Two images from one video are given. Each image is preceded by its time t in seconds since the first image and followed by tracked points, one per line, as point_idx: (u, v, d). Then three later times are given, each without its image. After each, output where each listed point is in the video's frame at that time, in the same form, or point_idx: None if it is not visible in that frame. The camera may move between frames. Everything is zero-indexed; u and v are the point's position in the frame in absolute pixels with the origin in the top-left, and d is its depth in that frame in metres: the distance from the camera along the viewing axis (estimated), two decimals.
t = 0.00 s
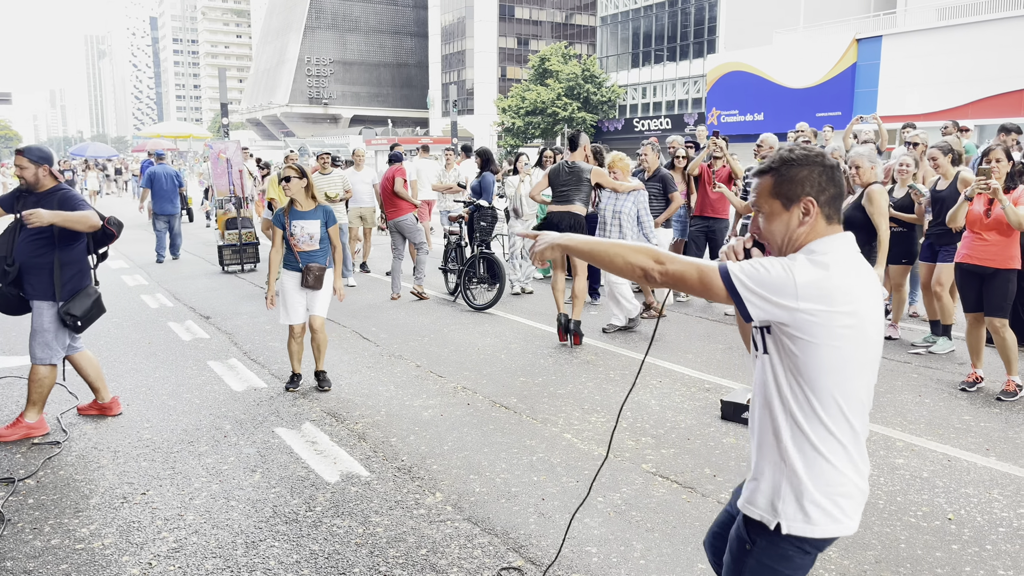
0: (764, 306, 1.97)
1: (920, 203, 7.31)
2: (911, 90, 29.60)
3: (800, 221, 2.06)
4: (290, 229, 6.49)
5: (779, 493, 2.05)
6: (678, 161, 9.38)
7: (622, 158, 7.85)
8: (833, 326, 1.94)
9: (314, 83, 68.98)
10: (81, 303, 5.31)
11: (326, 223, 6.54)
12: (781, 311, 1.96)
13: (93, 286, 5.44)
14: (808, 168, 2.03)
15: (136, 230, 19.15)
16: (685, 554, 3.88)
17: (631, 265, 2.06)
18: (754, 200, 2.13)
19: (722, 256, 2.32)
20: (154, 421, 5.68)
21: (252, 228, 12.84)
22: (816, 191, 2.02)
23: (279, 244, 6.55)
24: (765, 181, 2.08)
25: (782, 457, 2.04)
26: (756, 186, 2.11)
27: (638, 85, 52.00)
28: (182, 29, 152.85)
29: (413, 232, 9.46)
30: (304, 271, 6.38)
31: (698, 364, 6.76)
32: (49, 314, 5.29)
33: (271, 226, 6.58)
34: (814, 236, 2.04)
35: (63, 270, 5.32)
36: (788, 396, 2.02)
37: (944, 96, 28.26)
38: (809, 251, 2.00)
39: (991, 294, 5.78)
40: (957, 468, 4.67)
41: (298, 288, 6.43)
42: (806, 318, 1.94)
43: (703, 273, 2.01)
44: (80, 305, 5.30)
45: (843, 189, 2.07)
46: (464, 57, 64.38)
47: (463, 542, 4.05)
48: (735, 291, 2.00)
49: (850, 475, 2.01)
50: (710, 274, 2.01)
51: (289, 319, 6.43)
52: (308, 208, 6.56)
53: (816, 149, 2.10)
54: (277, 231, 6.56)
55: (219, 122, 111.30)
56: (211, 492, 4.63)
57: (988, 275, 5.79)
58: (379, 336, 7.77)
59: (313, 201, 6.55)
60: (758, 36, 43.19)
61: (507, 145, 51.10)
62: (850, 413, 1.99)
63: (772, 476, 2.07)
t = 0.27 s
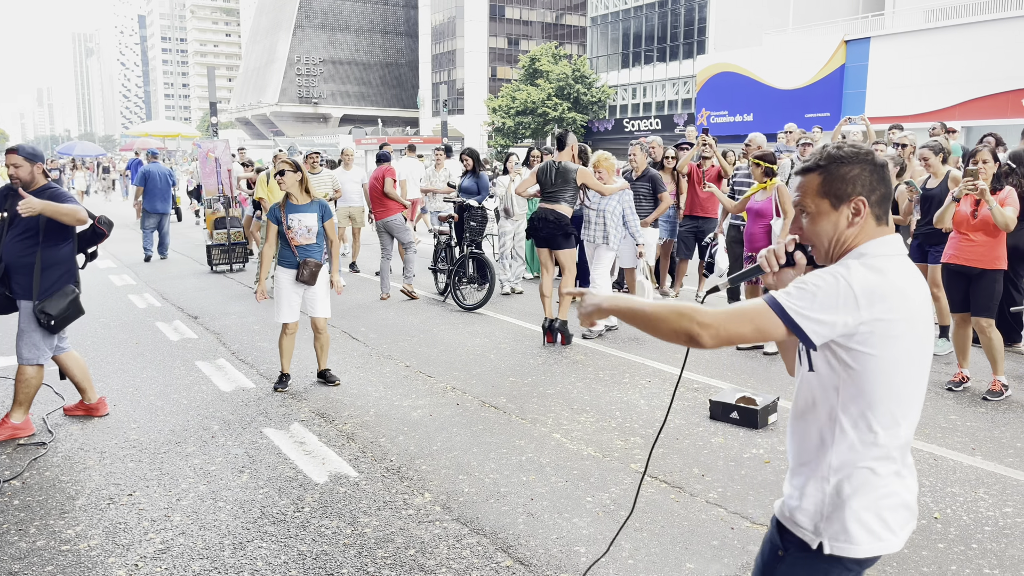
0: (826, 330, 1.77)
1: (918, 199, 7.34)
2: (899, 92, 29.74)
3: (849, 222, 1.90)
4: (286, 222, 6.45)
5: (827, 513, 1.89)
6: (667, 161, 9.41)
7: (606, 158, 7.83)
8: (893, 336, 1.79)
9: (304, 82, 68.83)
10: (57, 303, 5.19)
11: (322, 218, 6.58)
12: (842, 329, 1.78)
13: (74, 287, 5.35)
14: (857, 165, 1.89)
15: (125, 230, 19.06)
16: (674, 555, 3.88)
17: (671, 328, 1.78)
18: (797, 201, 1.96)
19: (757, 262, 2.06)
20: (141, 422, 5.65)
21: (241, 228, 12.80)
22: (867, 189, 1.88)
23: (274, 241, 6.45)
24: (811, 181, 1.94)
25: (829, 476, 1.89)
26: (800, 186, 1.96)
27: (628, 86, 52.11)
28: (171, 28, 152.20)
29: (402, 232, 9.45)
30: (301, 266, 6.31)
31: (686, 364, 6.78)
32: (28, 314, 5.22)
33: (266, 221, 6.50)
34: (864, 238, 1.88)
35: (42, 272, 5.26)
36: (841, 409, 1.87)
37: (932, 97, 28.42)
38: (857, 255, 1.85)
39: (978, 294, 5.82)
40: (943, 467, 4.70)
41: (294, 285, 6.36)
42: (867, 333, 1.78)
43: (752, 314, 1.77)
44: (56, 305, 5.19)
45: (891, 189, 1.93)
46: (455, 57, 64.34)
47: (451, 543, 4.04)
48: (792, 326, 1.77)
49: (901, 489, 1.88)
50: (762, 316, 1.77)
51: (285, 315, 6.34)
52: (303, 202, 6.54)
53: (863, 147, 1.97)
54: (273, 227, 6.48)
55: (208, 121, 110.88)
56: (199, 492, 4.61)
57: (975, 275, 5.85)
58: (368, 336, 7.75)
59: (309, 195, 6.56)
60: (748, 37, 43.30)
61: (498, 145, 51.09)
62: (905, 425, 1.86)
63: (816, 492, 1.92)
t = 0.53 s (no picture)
0: (899, 345, 1.68)
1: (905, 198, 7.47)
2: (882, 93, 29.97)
3: (884, 212, 1.86)
4: (283, 221, 6.42)
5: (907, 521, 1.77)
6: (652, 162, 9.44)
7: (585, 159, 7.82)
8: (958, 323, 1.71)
9: (288, 82, 68.50)
10: (42, 302, 5.15)
11: (318, 218, 6.57)
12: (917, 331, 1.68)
13: (57, 286, 5.32)
14: (892, 154, 1.85)
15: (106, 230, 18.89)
16: (658, 554, 3.89)
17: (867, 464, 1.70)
18: (831, 192, 1.94)
19: (792, 258, 2.11)
20: (122, 424, 5.60)
21: (224, 228, 12.71)
22: (903, 177, 1.84)
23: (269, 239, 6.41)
24: (845, 174, 1.90)
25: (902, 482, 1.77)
26: (834, 178, 1.93)
27: (613, 86, 52.27)
28: (154, 27, 151.11)
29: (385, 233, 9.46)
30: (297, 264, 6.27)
31: (671, 363, 6.80)
32: (12, 315, 5.14)
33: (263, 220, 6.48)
34: (902, 229, 1.84)
35: (26, 272, 5.20)
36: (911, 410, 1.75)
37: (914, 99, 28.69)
38: (896, 246, 1.81)
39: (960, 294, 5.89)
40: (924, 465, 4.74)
41: (290, 285, 6.31)
42: (938, 330, 1.69)
43: (887, 376, 1.69)
44: (42, 304, 5.15)
45: (931, 176, 1.87)
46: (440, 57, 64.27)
47: (436, 543, 4.04)
48: (903, 363, 1.67)
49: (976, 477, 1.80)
50: (896, 373, 1.67)
51: (286, 313, 6.30)
52: (300, 202, 6.53)
53: (900, 135, 1.91)
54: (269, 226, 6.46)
55: (191, 121, 110.04)
56: (181, 494, 4.57)
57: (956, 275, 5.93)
58: (353, 336, 7.72)
59: (306, 195, 6.55)
60: (732, 38, 43.55)
61: (483, 145, 51.07)
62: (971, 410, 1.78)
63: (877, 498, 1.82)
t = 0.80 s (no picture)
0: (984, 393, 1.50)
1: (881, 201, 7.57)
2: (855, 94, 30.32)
3: (950, 237, 1.68)
4: (264, 223, 6.36)
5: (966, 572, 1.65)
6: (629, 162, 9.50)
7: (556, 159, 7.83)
8: None
9: (263, 81, 67.96)
10: (31, 302, 5.15)
11: (301, 219, 6.51)
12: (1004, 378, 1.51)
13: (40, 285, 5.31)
14: (973, 175, 1.66)
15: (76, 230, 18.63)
16: (635, 552, 3.90)
17: (979, 534, 1.51)
18: (897, 205, 1.76)
19: (837, 287, 1.95)
20: (94, 427, 5.52)
21: (198, 228, 12.58)
22: (976, 204, 1.66)
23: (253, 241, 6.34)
24: (919, 189, 1.72)
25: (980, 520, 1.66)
26: (904, 191, 1.76)
27: (590, 87, 52.45)
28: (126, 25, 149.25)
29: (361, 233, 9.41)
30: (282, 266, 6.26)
31: (648, 363, 6.83)
32: None
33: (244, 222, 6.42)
34: (968, 260, 1.66)
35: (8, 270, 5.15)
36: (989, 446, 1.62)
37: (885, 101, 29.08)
38: (965, 280, 1.62)
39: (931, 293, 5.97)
40: (897, 462, 4.80)
41: (276, 285, 6.27)
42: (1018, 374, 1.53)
43: (972, 430, 1.52)
44: (31, 304, 5.15)
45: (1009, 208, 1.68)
46: (416, 56, 64.11)
47: (413, 544, 4.02)
48: (990, 415, 1.50)
49: None
50: (982, 426, 1.51)
51: (269, 315, 6.25)
52: (280, 204, 6.49)
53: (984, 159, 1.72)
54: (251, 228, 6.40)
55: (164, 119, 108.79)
56: (154, 498, 4.51)
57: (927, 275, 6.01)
58: (329, 337, 7.68)
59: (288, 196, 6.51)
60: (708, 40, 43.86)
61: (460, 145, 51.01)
62: None
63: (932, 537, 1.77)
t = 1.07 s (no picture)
0: None
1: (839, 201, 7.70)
2: (817, 96, 30.80)
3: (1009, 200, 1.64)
4: (246, 224, 6.28)
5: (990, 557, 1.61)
6: (595, 162, 9.55)
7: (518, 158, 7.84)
8: None
9: (226, 80, 67.07)
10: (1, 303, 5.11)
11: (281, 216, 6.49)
12: None
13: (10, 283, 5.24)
14: None
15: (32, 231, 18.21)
16: (601, 551, 3.92)
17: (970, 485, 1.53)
18: (959, 153, 1.68)
19: (859, 245, 1.98)
20: (53, 432, 5.40)
21: (160, 229, 12.37)
22: None
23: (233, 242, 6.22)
24: (993, 141, 1.64)
25: (999, 513, 1.63)
26: (966, 142, 1.69)
27: (557, 87, 52.62)
28: (86, 22, 146.33)
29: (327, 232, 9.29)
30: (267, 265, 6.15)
31: (615, 361, 6.87)
32: None
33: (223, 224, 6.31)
34: (1018, 226, 1.64)
35: None
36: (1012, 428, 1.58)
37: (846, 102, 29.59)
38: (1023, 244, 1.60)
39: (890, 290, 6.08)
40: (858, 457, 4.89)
41: (259, 286, 6.19)
42: None
43: (998, 400, 1.49)
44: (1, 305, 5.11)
45: None
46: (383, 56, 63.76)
47: (380, 546, 4.00)
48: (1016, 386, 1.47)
49: None
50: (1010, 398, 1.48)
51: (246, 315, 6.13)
52: (259, 202, 6.42)
53: None
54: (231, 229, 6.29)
55: (125, 118, 106.81)
56: (115, 503, 4.43)
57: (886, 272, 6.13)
58: (295, 338, 7.60)
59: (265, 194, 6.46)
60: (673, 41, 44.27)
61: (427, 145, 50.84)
62: None
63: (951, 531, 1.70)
